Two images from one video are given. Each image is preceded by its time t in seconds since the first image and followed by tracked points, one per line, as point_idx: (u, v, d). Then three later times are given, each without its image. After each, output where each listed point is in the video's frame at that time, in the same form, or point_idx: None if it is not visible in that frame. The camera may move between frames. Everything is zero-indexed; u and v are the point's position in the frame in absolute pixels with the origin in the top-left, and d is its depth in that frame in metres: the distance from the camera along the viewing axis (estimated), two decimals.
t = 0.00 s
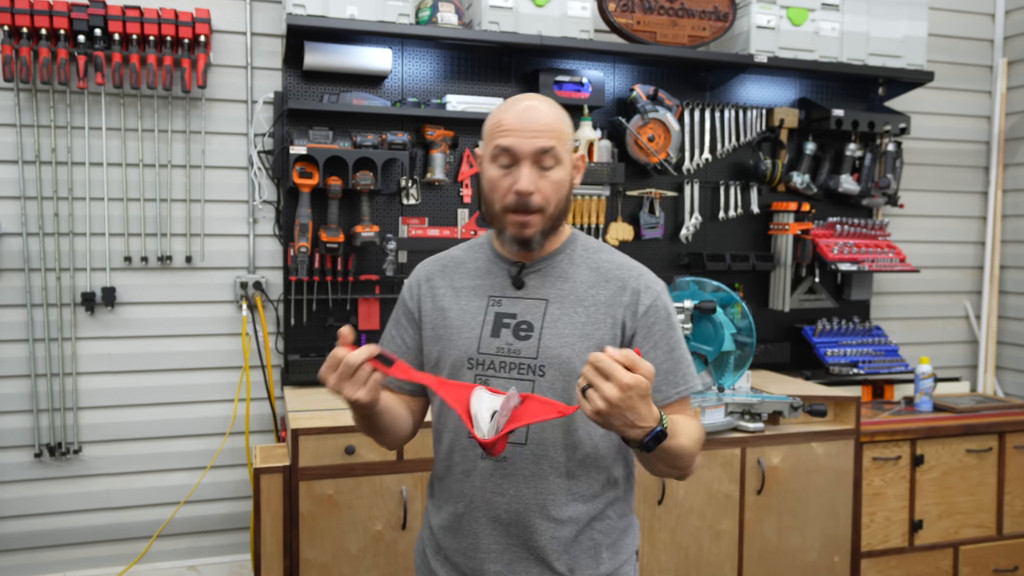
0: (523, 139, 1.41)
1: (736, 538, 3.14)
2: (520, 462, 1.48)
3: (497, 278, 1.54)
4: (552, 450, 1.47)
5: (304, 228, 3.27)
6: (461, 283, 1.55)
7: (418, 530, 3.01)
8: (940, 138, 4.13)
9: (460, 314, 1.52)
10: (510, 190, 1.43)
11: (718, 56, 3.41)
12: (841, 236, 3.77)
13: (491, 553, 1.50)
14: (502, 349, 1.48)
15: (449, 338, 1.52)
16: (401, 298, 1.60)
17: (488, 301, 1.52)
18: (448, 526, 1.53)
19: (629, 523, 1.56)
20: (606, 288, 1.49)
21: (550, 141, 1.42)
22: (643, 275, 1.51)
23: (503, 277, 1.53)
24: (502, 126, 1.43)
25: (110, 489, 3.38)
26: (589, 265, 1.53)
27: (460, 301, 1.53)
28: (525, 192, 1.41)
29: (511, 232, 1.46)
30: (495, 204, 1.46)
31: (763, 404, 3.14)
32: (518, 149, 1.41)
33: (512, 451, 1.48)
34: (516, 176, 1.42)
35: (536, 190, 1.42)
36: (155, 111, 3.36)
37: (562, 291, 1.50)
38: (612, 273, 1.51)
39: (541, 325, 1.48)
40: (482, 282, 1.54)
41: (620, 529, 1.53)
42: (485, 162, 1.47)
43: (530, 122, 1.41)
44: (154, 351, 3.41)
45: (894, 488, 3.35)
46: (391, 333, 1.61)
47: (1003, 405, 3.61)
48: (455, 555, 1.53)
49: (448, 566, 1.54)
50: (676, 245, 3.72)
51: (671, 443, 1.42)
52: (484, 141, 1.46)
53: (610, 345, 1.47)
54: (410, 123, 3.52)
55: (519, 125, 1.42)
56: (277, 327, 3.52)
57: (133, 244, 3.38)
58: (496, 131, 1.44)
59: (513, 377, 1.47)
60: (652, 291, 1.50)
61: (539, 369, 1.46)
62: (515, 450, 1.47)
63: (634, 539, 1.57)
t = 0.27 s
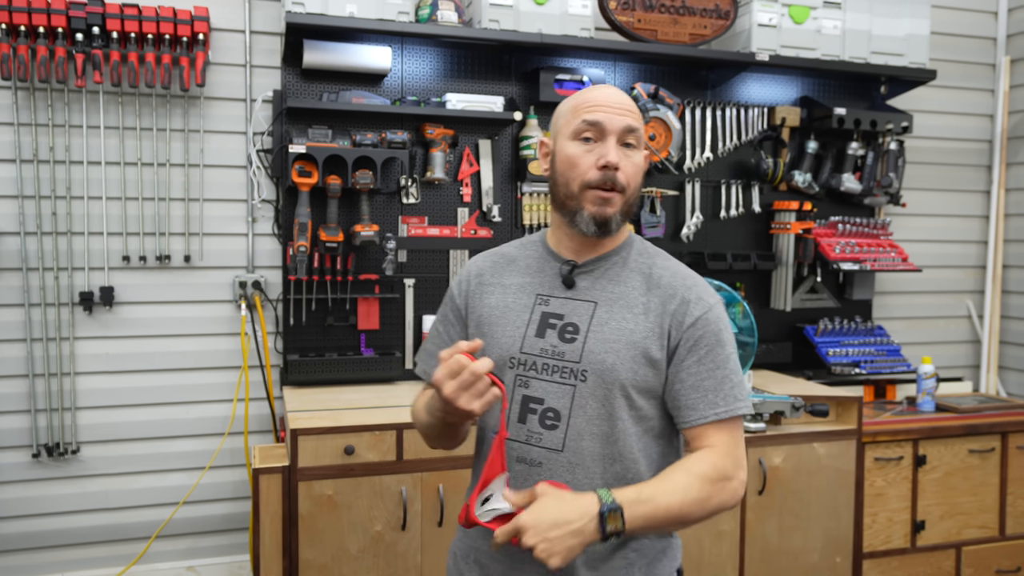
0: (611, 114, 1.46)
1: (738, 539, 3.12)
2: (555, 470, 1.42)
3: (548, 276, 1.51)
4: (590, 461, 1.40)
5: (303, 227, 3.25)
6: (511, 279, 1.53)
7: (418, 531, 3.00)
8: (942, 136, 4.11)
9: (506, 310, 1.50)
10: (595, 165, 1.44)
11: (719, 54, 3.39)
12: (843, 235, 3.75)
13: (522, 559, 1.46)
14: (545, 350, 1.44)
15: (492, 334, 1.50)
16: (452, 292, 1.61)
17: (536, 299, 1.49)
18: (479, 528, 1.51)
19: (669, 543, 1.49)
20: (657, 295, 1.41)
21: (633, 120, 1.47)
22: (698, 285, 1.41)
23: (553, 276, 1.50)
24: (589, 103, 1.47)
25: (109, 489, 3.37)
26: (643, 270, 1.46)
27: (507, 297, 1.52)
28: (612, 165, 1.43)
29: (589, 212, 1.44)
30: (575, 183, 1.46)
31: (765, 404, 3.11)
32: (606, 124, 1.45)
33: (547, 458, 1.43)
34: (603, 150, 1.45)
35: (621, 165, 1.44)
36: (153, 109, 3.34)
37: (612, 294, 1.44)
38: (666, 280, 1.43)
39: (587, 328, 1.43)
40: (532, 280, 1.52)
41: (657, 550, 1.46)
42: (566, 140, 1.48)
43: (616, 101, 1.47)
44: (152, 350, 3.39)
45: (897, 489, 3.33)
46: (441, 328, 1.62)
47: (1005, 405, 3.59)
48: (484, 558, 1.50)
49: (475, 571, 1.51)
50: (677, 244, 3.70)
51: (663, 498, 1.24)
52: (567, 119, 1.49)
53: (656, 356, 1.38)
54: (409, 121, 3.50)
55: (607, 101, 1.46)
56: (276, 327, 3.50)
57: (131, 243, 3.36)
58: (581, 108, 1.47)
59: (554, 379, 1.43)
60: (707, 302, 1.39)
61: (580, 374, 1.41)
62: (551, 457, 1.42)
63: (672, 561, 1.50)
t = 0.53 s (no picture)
0: (661, 112, 1.43)
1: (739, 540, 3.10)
2: (578, 479, 1.41)
3: (578, 280, 1.51)
4: (613, 471, 1.39)
5: (302, 226, 3.23)
6: (543, 282, 1.55)
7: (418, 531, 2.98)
8: (945, 135, 4.09)
9: (535, 314, 1.52)
10: (642, 163, 1.42)
11: (721, 53, 3.38)
12: (845, 234, 3.72)
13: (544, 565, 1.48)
14: (572, 356, 1.44)
15: (522, 337, 1.52)
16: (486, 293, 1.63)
17: (565, 304, 1.50)
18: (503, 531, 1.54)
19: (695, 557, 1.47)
20: (688, 304, 1.39)
21: (682, 121, 1.45)
22: (733, 293, 1.37)
23: (584, 279, 1.50)
24: (638, 99, 1.44)
25: (107, 490, 3.35)
26: (676, 277, 1.44)
27: (538, 301, 1.53)
28: (660, 164, 1.41)
29: (631, 210, 1.42)
30: (619, 181, 1.43)
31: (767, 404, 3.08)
32: (656, 122, 1.42)
33: (570, 467, 1.42)
34: (651, 148, 1.42)
35: (669, 165, 1.42)
36: (152, 108, 3.33)
37: (641, 302, 1.43)
38: (699, 289, 1.40)
39: (614, 334, 1.41)
40: (563, 284, 1.52)
41: (683, 564, 1.44)
42: (613, 136, 1.46)
43: (666, 100, 1.44)
44: (151, 350, 3.38)
45: (899, 489, 3.32)
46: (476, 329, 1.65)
47: (1008, 405, 3.57)
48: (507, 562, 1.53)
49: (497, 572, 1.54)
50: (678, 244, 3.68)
51: (684, 525, 1.26)
52: (615, 115, 1.47)
53: (685, 366, 1.35)
54: (409, 120, 3.48)
55: (657, 98, 1.44)
56: (275, 326, 3.48)
57: (130, 243, 3.34)
58: (630, 104, 1.45)
59: (579, 386, 1.42)
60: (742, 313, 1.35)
61: (605, 382, 1.40)
62: (573, 466, 1.41)
63: None
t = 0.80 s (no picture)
0: (675, 109, 1.41)
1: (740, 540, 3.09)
2: (590, 482, 1.41)
3: (591, 280, 1.51)
4: (626, 474, 1.38)
5: (302, 225, 3.21)
6: (555, 283, 1.54)
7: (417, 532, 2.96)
8: (947, 134, 4.07)
9: (547, 315, 1.52)
10: (658, 163, 1.40)
11: (722, 51, 3.36)
12: (847, 234, 3.71)
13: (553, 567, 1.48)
14: (584, 358, 1.43)
15: (533, 338, 1.52)
16: (499, 294, 1.64)
17: (578, 305, 1.49)
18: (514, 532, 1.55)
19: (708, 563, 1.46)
20: (702, 304, 1.37)
21: (695, 116, 1.43)
22: (749, 294, 1.35)
23: (597, 279, 1.50)
24: (649, 97, 1.43)
25: (105, 490, 3.33)
26: (691, 277, 1.42)
27: (550, 302, 1.53)
28: (676, 163, 1.39)
29: (649, 212, 1.41)
30: (636, 182, 1.42)
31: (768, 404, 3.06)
32: (670, 119, 1.41)
33: (582, 470, 1.42)
34: (667, 147, 1.40)
35: (685, 164, 1.40)
36: (150, 106, 3.31)
37: (654, 303, 1.41)
38: (714, 289, 1.38)
39: (627, 336, 1.40)
40: (575, 285, 1.52)
41: (693, 569, 1.43)
42: (627, 135, 1.44)
43: (678, 96, 1.42)
44: (149, 350, 3.36)
45: (901, 490, 3.30)
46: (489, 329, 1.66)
47: (1011, 405, 3.56)
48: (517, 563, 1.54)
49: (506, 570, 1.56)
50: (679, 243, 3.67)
51: (697, 510, 1.25)
52: (628, 113, 1.45)
53: (699, 369, 1.34)
54: (409, 118, 3.46)
55: (670, 95, 1.42)
56: (274, 326, 3.46)
57: (128, 242, 3.33)
58: (642, 102, 1.43)
59: (592, 389, 1.42)
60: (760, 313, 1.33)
61: (618, 385, 1.39)
62: (585, 469, 1.41)
63: None
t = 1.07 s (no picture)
0: (672, 109, 1.38)
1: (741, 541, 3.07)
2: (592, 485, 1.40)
3: (592, 281, 1.49)
4: (628, 477, 1.37)
5: (301, 224, 3.19)
6: (556, 283, 1.53)
7: (417, 533, 2.95)
8: (949, 132, 4.05)
9: (548, 316, 1.50)
10: (653, 164, 1.38)
11: (723, 50, 3.34)
12: (849, 233, 3.69)
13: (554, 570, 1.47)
14: (586, 360, 1.41)
15: (534, 339, 1.50)
16: (499, 293, 1.62)
17: (579, 306, 1.47)
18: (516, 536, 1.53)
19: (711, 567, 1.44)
20: (705, 306, 1.35)
21: (694, 116, 1.40)
22: (753, 296, 1.33)
23: (598, 280, 1.48)
24: (647, 97, 1.40)
25: (103, 491, 3.32)
26: (694, 278, 1.41)
27: (551, 302, 1.51)
28: (672, 165, 1.36)
29: (644, 214, 1.39)
30: (632, 184, 1.40)
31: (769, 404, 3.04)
32: (667, 119, 1.38)
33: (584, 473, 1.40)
34: (663, 148, 1.38)
35: (681, 164, 1.38)
36: (148, 105, 3.29)
37: (657, 304, 1.40)
38: (717, 290, 1.37)
39: (629, 338, 1.39)
40: (577, 286, 1.50)
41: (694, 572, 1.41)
42: (623, 136, 1.42)
43: (677, 95, 1.39)
44: (147, 349, 3.34)
45: (903, 491, 3.28)
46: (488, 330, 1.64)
47: (1013, 404, 3.54)
48: (519, 566, 1.51)
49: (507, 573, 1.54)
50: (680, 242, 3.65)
51: (702, 503, 1.25)
52: (625, 113, 1.42)
53: (702, 372, 1.32)
54: (408, 117, 3.44)
55: (667, 95, 1.39)
56: (273, 326, 3.45)
57: (126, 241, 3.31)
58: (639, 102, 1.40)
59: (593, 391, 1.40)
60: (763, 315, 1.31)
61: (620, 387, 1.37)
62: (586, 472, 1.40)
63: None
